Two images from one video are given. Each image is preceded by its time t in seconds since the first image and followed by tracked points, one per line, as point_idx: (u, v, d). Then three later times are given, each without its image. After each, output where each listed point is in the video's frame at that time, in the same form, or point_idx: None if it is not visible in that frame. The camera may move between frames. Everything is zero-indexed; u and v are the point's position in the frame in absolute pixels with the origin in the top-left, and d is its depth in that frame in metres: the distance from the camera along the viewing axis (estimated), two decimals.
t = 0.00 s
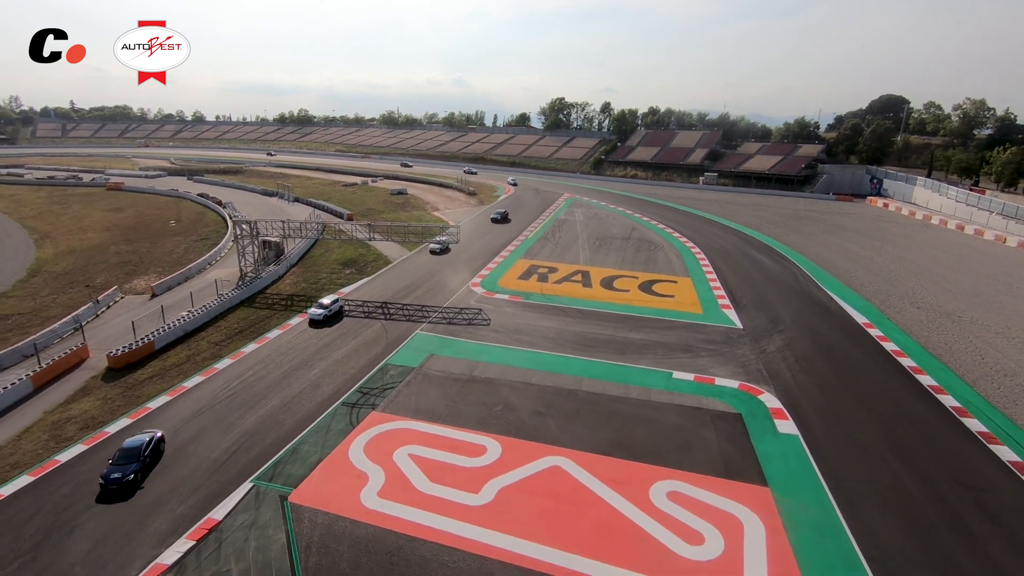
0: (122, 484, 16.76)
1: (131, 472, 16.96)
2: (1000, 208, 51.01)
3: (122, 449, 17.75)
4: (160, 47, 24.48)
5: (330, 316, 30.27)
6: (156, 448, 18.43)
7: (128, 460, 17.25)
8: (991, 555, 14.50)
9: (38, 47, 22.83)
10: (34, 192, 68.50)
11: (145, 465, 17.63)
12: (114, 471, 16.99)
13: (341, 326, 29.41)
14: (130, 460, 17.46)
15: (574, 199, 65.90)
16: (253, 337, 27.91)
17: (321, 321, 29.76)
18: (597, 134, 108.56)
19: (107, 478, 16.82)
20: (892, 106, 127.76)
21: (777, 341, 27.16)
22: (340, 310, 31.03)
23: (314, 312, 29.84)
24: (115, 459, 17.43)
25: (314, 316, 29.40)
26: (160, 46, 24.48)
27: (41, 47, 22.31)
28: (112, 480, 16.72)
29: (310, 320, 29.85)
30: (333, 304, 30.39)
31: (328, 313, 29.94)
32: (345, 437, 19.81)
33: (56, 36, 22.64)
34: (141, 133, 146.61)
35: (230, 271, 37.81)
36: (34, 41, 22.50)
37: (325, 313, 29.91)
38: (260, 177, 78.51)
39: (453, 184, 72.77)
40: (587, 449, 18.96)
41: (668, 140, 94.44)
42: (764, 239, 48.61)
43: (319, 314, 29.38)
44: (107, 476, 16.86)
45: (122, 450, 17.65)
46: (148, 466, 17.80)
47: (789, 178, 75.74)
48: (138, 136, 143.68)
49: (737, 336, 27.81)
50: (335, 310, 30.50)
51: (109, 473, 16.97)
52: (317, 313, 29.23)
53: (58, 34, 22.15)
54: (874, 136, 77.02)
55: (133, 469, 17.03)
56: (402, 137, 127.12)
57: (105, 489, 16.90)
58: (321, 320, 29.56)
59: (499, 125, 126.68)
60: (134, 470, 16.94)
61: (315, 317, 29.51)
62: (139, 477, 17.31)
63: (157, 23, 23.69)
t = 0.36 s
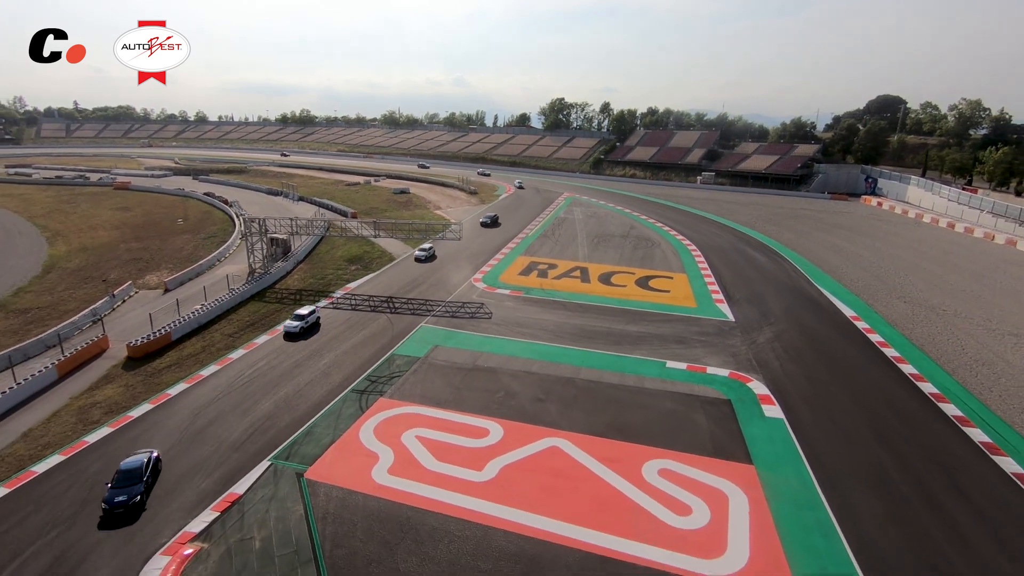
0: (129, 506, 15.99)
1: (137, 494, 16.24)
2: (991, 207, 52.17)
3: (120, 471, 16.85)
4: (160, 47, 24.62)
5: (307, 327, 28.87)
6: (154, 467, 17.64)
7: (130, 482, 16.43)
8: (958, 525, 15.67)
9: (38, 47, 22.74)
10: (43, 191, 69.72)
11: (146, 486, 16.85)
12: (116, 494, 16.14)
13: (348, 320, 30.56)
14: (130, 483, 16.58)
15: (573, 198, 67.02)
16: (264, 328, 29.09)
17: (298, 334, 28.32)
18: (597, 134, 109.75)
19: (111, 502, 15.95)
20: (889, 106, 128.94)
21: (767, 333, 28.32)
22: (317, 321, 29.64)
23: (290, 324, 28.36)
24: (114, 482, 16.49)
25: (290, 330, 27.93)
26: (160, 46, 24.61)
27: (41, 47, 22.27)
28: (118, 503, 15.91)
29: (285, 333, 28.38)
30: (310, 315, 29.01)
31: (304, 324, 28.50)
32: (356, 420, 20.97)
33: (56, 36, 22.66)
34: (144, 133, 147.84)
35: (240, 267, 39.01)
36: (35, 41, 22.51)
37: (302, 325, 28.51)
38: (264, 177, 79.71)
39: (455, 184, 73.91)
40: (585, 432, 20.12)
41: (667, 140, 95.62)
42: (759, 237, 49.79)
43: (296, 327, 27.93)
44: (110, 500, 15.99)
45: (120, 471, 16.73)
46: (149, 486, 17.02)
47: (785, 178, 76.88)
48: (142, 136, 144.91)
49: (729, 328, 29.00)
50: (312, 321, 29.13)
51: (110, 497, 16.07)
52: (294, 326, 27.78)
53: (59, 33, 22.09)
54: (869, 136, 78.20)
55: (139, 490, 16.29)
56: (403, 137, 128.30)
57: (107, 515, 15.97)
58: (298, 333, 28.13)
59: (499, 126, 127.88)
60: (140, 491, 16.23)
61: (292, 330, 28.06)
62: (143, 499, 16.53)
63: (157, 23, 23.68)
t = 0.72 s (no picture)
0: (153, 525, 15.38)
1: (159, 511, 15.62)
2: (981, 206, 53.34)
3: (133, 488, 15.94)
4: (160, 46, 26.17)
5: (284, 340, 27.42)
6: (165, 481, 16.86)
7: (150, 499, 15.69)
8: (927, 497, 16.86)
9: (39, 46, 24.26)
10: (51, 190, 70.90)
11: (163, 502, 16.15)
12: (137, 513, 15.40)
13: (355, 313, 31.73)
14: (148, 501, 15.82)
15: (573, 197, 68.17)
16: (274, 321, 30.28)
17: (275, 347, 26.87)
18: (597, 134, 110.94)
19: (132, 522, 15.20)
20: (887, 105, 130.06)
21: (758, 326, 29.48)
22: (295, 332, 28.32)
23: (266, 337, 26.90)
24: (130, 501, 15.63)
25: (268, 343, 26.47)
26: (160, 45, 26.16)
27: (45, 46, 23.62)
28: (141, 523, 15.23)
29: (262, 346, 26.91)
30: (287, 327, 27.56)
31: (282, 337, 27.11)
32: (365, 405, 22.13)
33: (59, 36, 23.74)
34: (148, 133, 149.18)
35: (248, 263, 40.22)
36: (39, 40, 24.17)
37: (279, 338, 27.02)
38: (268, 176, 80.95)
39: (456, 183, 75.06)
40: (581, 416, 21.28)
41: (665, 140, 96.82)
42: (754, 234, 50.97)
43: (274, 340, 26.52)
44: (131, 520, 15.23)
45: (135, 489, 15.87)
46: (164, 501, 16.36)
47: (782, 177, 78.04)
48: (146, 135, 146.25)
49: (721, 321, 30.19)
50: (289, 333, 27.70)
51: (130, 517, 15.29)
52: (272, 339, 26.39)
53: (58, 33, 23.50)
54: (864, 136, 79.40)
55: (161, 508, 15.68)
56: (405, 137, 129.50)
57: (128, 535, 15.24)
58: (276, 346, 26.71)
59: (499, 125, 129.10)
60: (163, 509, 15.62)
61: (270, 343, 26.62)
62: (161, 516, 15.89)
63: (155, 23, 25.18)
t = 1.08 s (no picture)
0: (192, 538, 14.82)
1: (196, 524, 15.05)
2: (973, 205, 54.49)
3: (159, 506, 15.12)
4: (160, 47, 24.52)
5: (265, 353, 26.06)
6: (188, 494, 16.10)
7: (182, 513, 15.02)
8: (901, 473, 18.02)
9: (37, 47, 22.19)
10: (58, 189, 72.02)
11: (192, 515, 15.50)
12: (173, 528, 14.73)
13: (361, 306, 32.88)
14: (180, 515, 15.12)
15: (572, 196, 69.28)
16: (284, 314, 31.42)
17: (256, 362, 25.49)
18: (597, 134, 112.08)
19: (170, 537, 14.56)
20: (884, 106, 131.26)
21: (749, 318, 30.62)
22: (274, 345, 26.90)
23: (246, 353, 25.48)
24: (161, 518, 14.86)
25: (248, 358, 25.06)
26: (160, 46, 24.52)
27: (40, 47, 21.72)
28: (180, 537, 14.63)
29: (241, 361, 25.42)
30: (267, 340, 26.20)
31: (263, 351, 25.75)
32: (373, 391, 23.30)
33: (55, 36, 22.04)
34: (151, 133, 150.39)
35: (256, 259, 41.36)
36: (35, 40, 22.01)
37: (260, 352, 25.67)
38: (272, 175, 82.11)
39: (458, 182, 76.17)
40: (579, 401, 22.43)
41: (663, 139, 97.96)
42: (749, 232, 52.14)
43: (254, 354, 25.13)
44: (169, 535, 14.57)
45: (163, 506, 15.07)
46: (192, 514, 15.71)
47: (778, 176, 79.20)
48: (149, 135, 147.44)
49: (714, 314, 31.33)
50: (270, 346, 26.35)
51: (167, 533, 14.60)
52: (253, 354, 25.03)
53: (58, 34, 21.51)
54: (859, 136, 80.56)
55: (197, 520, 15.09)
56: (406, 137, 130.60)
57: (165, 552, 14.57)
58: (257, 361, 25.31)
59: (500, 125, 130.22)
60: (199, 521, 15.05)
61: (250, 358, 25.20)
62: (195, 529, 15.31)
63: (157, 23, 23.49)
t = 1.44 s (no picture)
0: (242, 548, 14.48)
1: (243, 533, 14.72)
2: (963, 204, 55.71)
3: (200, 519, 14.65)
4: (160, 47, 24.72)
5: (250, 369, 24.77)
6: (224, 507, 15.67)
7: (226, 524, 14.67)
8: (877, 452, 19.18)
9: (37, 47, 22.12)
10: (66, 188, 73.30)
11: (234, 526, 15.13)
12: (221, 539, 14.34)
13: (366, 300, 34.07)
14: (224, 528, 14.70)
15: (571, 195, 70.39)
16: (292, 307, 32.61)
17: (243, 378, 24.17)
18: (596, 134, 113.26)
19: (220, 548, 14.16)
20: (881, 106, 132.41)
21: (740, 312, 31.79)
22: (258, 359, 25.66)
23: (230, 368, 24.11)
24: (206, 530, 14.41)
25: (234, 373, 23.77)
26: (160, 46, 24.72)
27: (39, 47, 21.61)
28: (230, 547, 14.27)
29: (225, 378, 24.08)
30: (252, 355, 24.97)
31: (249, 365, 24.49)
32: (380, 378, 24.49)
33: (55, 36, 21.99)
34: (154, 133, 151.63)
35: (263, 256, 42.52)
36: (32, 41, 21.85)
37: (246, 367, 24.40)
38: (276, 174, 83.33)
39: (459, 181, 77.32)
40: (575, 388, 23.59)
41: (662, 139, 99.13)
42: (744, 230, 53.36)
43: (241, 369, 23.89)
44: (218, 546, 14.16)
45: (205, 517, 14.66)
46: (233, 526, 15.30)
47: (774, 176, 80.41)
48: (151, 135, 148.61)
49: (706, 307, 32.55)
50: (255, 361, 25.14)
51: (216, 544, 14.19)
52: (240, 369, 23.78)
53: (58, 34, 21.40)
54: (854, 136, 81.77)
55: (243, 530, 14.77)
56: (407, 137, 131.76)
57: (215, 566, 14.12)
58: (244, 376, 24.04)
59: (500, 126, 131.34)
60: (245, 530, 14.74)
61: (235, 373, 23.90)
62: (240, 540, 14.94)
63: (157, 23, 23.66)
